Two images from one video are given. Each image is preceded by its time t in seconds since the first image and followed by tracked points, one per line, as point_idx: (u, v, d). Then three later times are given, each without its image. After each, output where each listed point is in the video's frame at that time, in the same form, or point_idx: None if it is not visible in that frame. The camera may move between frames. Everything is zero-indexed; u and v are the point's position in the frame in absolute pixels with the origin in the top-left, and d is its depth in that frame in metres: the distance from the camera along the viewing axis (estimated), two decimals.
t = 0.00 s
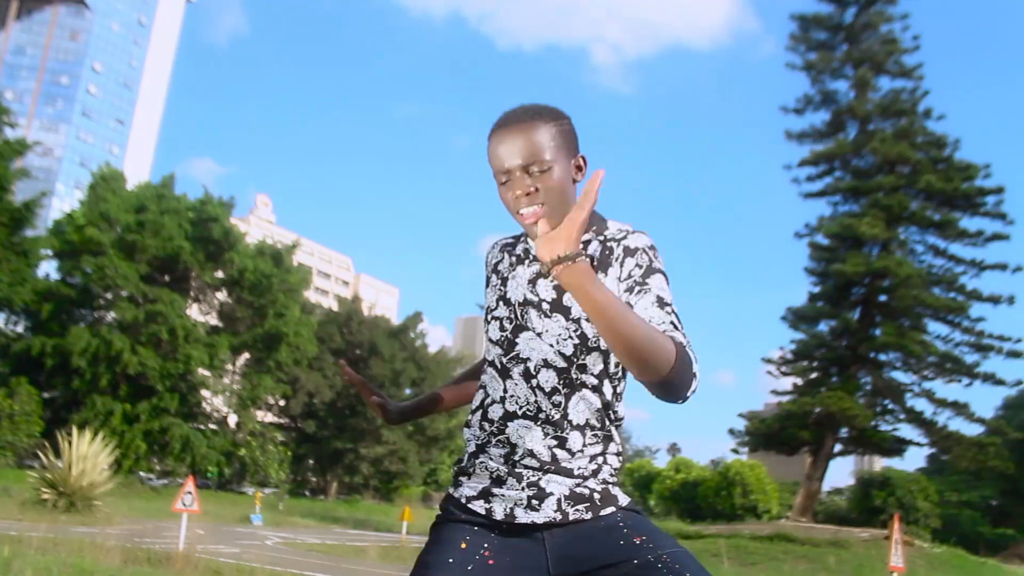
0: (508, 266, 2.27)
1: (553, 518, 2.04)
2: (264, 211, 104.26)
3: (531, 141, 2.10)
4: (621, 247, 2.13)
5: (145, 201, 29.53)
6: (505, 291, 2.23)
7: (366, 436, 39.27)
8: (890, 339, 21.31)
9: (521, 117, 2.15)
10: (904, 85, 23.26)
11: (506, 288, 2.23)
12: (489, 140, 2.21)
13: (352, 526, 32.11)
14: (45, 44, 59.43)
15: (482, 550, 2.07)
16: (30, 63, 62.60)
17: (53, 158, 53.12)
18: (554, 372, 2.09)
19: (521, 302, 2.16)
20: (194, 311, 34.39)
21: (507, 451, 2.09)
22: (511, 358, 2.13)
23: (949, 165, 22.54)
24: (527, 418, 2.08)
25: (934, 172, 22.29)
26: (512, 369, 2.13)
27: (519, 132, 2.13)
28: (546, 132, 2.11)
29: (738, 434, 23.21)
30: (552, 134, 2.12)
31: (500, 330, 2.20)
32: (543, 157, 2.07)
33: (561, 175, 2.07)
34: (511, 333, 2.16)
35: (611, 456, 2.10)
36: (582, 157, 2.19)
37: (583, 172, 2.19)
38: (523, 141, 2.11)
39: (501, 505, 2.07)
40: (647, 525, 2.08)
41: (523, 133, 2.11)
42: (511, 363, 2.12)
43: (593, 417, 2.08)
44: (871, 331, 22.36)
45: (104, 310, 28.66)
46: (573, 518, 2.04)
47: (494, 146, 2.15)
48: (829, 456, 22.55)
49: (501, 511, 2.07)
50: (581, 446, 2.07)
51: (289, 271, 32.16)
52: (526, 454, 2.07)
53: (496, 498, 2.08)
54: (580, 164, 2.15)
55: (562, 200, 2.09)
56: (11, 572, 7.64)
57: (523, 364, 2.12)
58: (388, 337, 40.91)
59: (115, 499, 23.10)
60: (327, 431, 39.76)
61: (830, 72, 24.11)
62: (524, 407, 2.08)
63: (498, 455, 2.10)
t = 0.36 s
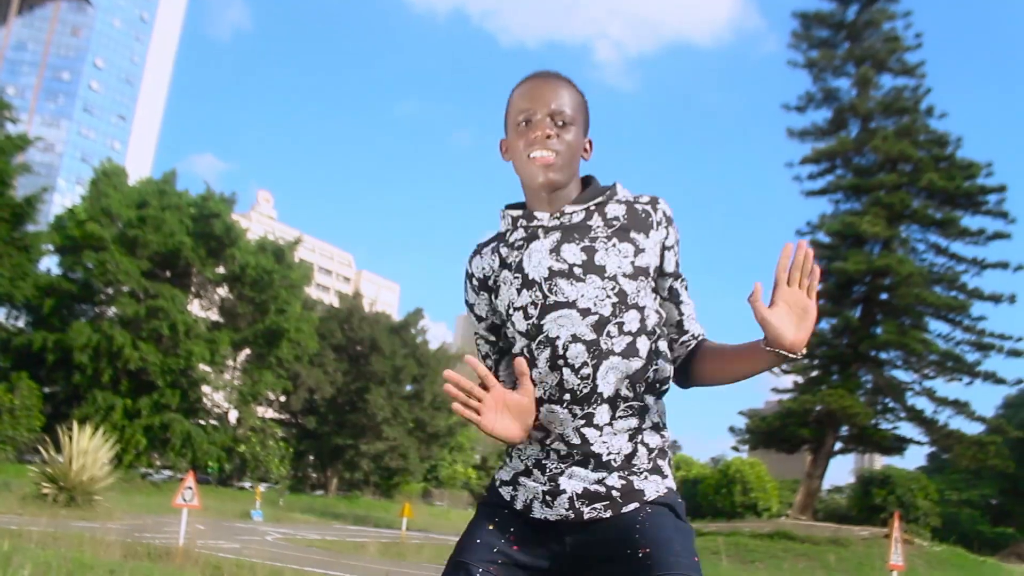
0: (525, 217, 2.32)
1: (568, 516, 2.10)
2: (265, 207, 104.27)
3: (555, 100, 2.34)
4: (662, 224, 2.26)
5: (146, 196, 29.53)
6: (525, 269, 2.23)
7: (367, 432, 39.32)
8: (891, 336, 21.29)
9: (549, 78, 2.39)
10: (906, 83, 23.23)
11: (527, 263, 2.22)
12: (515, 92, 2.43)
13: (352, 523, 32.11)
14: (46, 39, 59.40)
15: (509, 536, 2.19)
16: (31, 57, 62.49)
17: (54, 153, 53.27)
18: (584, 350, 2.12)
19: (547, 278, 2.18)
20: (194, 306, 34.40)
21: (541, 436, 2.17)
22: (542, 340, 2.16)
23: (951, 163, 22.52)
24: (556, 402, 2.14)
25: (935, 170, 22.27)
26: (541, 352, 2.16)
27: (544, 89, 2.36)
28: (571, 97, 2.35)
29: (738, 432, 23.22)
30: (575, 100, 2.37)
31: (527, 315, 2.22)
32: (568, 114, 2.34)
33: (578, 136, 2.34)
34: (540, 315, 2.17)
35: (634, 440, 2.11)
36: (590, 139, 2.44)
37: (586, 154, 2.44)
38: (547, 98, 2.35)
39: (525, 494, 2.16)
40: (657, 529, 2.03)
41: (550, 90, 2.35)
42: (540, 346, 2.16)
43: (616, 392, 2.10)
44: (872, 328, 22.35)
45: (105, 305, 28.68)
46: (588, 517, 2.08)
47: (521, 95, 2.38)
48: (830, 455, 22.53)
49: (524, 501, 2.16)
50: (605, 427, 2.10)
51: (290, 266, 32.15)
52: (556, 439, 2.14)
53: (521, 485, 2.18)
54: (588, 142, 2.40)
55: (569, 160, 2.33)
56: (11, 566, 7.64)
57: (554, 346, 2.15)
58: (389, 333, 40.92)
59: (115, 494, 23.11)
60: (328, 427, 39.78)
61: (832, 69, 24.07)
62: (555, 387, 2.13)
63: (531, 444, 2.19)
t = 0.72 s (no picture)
0: (571, 145, 2.05)
1: (620, 462, 1.86)
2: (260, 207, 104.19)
3: (621, 36, 2.13)
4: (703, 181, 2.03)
5: (141, 195, 29.46)
6: (563, 177, 1.99)
7: (361, 433, 39.30)
8: (885, 339, 21.33)
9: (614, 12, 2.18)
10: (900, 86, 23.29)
11: (566, 172, 1.99)
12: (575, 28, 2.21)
13: (345, 523, 32.07)
14: (41, 36, 59.23)
15: (546, 502, 1.90)
16: (26, 55, 62.31)
17: (48, 151, 53.09)
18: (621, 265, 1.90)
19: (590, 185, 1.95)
20: (188, 306, 34.33)
21: (570, 364, 1.89)
22: (571, 251, 1.91)
23: (945, 167, 22.60)
24: (586, 315, 1.89)
25: (929, 174, 22.35)
26: (569, 262, 1.91)
27: (611, 24, 2.15)
28: (638, 34, 2.15)
29: (732, 434, 23.24)
30: (642, 38, 2.15)
31: (556, 223, 1.98)
32: (632, 53, 2.12)
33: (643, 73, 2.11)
34: (575, 221, 1.92)
35: (672, 368, 1.91)
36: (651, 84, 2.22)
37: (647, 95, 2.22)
38: (613, 33, 2.13)
39: (570, 447, 1.87)
40: (707, 490, 1.88)
41: (616, 26, 2.14)
42: (571, 256, 1.90)
43: (653, 319, 1.89)
44: (866, 331, 22.37)
45: (99, 303, 28.61)
46: (641, 462, 1.86)
47: (583, 31, 2.16)
48: (823, 457, 22.57)
49: (568, 454, 1.87)
50: (643, 348, 1.88)
51: (285, 266, 32.15)
52: (587, 363, 1.87)
53: (565, 438, 1.88)
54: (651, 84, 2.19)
55: (634, 102, 2.11)
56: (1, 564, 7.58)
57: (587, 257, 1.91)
58: (383, 334, 40.91)
59: (108, 493, 23.08)
60: (321, 427, 39.74)
61: (827, 72, 24.13)
62: (588, 308, 1.89)
63: (560, 368, 1.90)
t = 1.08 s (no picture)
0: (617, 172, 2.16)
1: (585, 479, 2.12)
2: (256, 210, 103.92)
3: (663, 65, 2.16)
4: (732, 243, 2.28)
5: (137, 197, 29.40)
6: (589, 209, 2.12)
7: (357, 436, 39.22)
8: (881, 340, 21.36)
9: (647, 38, 2.21)
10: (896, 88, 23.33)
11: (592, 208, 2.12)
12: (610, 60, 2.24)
13: (342, 525, 32.04)
14: (37, 39, 59.05)
15: (523, 497, 2.20)
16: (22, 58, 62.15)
17: (44, 153, 52.95)
18: (614, 314, 2.08)
19: (610, 231, 2.09)
20: (185, 308, 34.23)
21: (549, 389, 2.12)
22: (569, 289, 2.07)
23: (941, 168, 22.64)
24: (573, 356, 2.07)
25: (925, 176, 22.39)
26: (569, 299, 2.07)
27: (648, 54, 2.18)
28: (677, 58, 2.18)
29: (728, 436, 23.27)
30: (681, 61, 2.18)
31: (570, 251, 2.10)
32: (674, 83, 2.14)
33: (689, 102, 2.14)
34: (581, 261, 2.07)
35: (641, 396, 2.13)
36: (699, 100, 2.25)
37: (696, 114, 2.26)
38: (652, 65, 2.16)
39: (544, 464, 2.14)
40: (668, 491, 2.12)
41: (654, 56, 2.16)
42: (566, 295, 2.07)
43: (641, 368, 2.11)
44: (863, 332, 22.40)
45: (95, 306, 28.56)
46: (605, 476, 2.11)
47: (620, 64, 2.19)
48: (820, 458, 22.56)
49: (546, 470, 2.15)
50: (621, 392, 2.11)
51: (282, 268, 32.05)
52: (568, 395, 2.10)
53: (539, 454, 2.15)
54: (699, 103, 2.22)
55: (682, 130, 2.16)
56: None
57: (584, 296, 2.07)
58: (380, 336, 40.84)
59: (104, 496, 23.00)
60: (318, 429, 39.68)
61: (823, 74, 24.17)
62: (591, 353, 2.07)
63: (544, 395, 2.12)
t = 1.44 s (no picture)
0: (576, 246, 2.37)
1: (560, 530, 2.19)
2: (255, 207, 103.93)
3: (603, 141, 2.31)
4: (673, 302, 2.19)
5: (135, 193, 29.36)
6: (535, 282, 2.40)
7: (354, 434, 39.18)
8: (878, 344, 21.37)
9: (589, 118, 2.37)
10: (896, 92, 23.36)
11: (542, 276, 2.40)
12: (553, 138, 2.40)
13: (338, 524, 32.05)
14: (37, 34, 59.02)
15: (483, 554, 2.25)
16: (22, 52, 62.13)
17: (42, 149, 52.90)
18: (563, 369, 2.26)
19: (550, 295, 2.34)
20: (183, 305, 34.20)
21: (513, 443, 2.26)
22: (524, 347, 2.32)
23: (940, 172, 22.65)
24: (534, 407, 2.25)
25: (924, 179, 22.40)
26: (524, 359, 2.32)
27: (589, 133, 2.33)
28: (616, 137, 2.32)
29: (725, 438, 23.30)
30: (619, 135, 2.33)
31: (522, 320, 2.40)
32: (614, 157, 2.29)
33: (629, 174, 2.30)
34: (529, 323, 2.34)
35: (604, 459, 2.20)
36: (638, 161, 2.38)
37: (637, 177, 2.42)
38: (594, 143, 2.32)
39: (510, 515, 2.23)
40: (648, 528, 2.17)
41: (595, 134, 2.32)
42: (522, 352, 2.31)
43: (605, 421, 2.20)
44: (860, 336, 22.43)
45: (93, 302, 28.55)
46: (581, 526, 2.18)
47: (564, 144, 2.35)
48: (816, 461, 22.54)
49: (509, 522, 2.24)
50: (583, 445, 2.18)
51: (280, 266, 32.03)
52: (531, 447, 2.22)
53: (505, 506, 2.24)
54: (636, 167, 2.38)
55: (627, 200, 2.32)
56: None
57: (534, 353, 2.30)
58: (378, 334, 40.84)
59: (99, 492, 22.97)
60: (315, 427, 39.63)
61: (822, 77, 24.20)
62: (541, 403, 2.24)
63: (507, 449, 2.27)
